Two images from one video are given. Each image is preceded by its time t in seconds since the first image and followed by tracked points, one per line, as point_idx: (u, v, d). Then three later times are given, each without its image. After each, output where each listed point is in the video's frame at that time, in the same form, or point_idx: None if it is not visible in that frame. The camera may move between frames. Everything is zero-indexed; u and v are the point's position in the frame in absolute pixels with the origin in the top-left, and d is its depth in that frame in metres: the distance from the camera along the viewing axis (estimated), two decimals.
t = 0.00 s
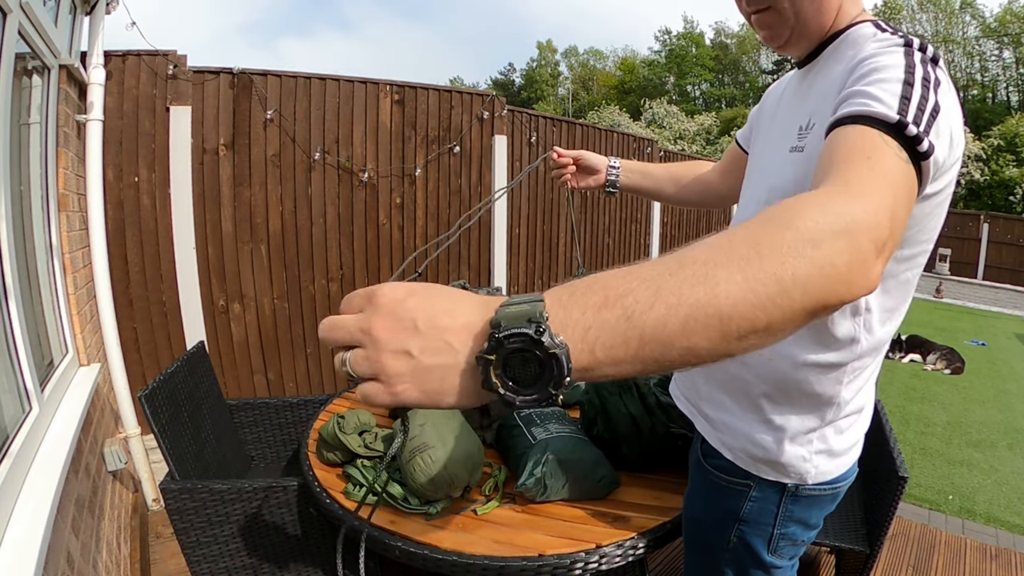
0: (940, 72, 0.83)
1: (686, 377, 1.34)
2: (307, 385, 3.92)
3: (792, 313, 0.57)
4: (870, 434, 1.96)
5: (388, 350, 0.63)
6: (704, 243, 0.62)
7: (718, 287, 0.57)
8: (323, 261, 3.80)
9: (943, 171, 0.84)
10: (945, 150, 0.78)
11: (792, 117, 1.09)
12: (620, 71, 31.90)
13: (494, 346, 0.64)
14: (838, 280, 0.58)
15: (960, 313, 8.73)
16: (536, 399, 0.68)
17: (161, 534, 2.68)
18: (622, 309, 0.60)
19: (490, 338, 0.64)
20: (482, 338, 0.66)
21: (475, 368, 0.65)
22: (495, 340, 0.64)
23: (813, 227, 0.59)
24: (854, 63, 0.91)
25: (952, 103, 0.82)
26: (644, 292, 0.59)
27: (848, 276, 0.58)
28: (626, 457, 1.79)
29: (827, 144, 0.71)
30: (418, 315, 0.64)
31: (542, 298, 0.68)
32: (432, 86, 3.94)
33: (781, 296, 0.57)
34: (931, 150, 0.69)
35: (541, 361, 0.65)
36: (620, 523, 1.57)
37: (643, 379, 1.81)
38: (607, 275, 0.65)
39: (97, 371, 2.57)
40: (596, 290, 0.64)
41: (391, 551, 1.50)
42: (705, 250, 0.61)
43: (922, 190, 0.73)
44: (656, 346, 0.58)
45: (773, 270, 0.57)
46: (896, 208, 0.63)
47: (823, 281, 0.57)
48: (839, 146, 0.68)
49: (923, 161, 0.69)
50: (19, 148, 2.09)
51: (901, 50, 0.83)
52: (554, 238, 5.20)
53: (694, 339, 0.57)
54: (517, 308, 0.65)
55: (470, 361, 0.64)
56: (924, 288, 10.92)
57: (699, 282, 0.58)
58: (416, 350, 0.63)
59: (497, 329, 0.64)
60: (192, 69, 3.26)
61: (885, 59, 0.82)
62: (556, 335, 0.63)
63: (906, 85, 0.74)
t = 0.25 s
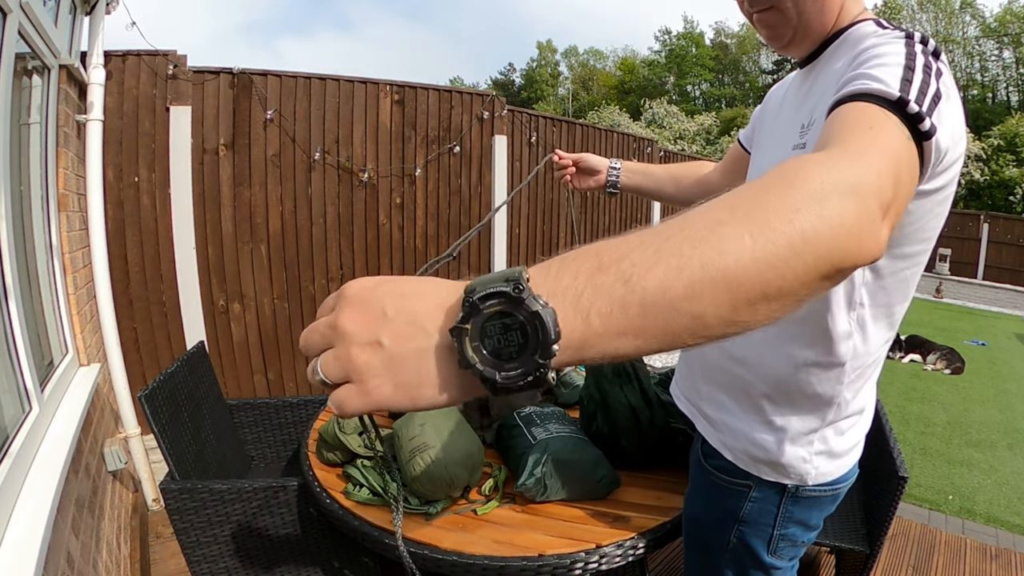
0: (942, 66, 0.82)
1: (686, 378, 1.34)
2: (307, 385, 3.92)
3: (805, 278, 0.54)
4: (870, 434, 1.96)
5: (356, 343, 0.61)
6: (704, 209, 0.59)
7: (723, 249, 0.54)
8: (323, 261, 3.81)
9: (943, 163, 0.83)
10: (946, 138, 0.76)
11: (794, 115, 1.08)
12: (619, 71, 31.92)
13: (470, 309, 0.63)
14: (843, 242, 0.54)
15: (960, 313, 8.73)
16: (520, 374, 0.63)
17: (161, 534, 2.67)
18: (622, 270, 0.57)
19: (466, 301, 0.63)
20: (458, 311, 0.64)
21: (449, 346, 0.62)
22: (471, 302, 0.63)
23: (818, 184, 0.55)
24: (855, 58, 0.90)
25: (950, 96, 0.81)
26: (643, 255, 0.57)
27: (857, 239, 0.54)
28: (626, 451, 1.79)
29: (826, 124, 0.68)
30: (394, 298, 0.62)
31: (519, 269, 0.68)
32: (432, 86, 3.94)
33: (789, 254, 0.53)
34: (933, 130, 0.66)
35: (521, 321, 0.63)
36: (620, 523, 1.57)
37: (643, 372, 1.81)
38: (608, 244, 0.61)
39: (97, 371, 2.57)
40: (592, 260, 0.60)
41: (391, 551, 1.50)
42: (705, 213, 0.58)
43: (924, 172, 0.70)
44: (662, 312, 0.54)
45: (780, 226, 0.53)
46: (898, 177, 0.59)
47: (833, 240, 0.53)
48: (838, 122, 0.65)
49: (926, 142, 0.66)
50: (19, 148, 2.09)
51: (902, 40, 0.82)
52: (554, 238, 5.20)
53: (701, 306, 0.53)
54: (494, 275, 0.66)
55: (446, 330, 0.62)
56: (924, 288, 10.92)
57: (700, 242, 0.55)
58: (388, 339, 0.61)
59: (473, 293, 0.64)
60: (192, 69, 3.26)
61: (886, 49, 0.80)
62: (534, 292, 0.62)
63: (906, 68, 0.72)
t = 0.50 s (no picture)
0: (946, 62, 0.81)
1: (687, 379, 1.34)
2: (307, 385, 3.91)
3: (830, 272, 0.53)
4: (870, 434, 1.96)
5: (362, 396, 0.57)
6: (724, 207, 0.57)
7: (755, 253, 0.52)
8: (322, 261, 3.81)
9: (946, 160, 0.83)
10: (950, 133, 0.76)
11: (796, 116, 1.08)
12: (619, 70, 31.93)
13: (491, 341, 0.59)
14: (867, 235, 0.54)
15: (960, 313, 8.73)
16: (554, 410, 0.60)
17: (162, 534, 2.67)
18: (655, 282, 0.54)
19: (485, 334, 0.59)
20: (473, 344, 0.60)
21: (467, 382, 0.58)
22: (491, 334, 0.59)
23: (839, 175, 0.55)
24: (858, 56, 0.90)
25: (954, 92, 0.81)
26: (672, 263, 0.54)
27: (878, 232, 0.54)
28: (630, 451, 1.79)
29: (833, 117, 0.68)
30: (394, 336, 0.58)
31: (534, 287, 0.63)
32: (432, 86, 3.95)
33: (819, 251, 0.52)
34: (940, 122, 0.66)
35: (550, 350, 0.59)
36: (620, 523, 1.57)
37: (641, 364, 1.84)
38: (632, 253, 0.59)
39: (97, 371, 2.57)
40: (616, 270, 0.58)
41: (391, 551, 1.50)
42: (728, 213, 0.56)
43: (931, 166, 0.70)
44: (703, 327, 0.52)
45: (809, 220, 0.53)
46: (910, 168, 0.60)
47: (859, 233, 0.53)
48: (845, 115, 0.65)
49: (934, 135, 0.66)
50: (19, 148, 2.09)
51: (905, 37, 0.82)
52: (554, 238, 5.21)
53: (738, 314, 0.52)
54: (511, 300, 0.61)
55: (467, 369, 0.58)
56: (924, 288, 10.91)
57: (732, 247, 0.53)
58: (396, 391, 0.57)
59: (492, 324, 0.59)
60: (192, 69, 3.26)
61: (889, 44, 0.80)
62: (562, 318, 0.58)
63: (911, 63, 0.72)
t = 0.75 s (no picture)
0: (949, 60, 0.81)
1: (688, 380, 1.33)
2: (307, 385, 3.91)
3: (849, 271, 0.52)
4: (870, 434, 1.96)
5: (378, 440, 0.56)
6: (740, 211, 0.56)
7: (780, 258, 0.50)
8: (322, 261, 3.81)
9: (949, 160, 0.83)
10: (954, 132, 0.76)
11: (798, 117, 1.08)
12: (619, 70, 31.95)
13: (518, 368, 0.56)
14: (886, 236, 0.53)
15: (960, 313, 8.73)
16: (591, 435, 0.59)
17: (162, 534, 2.67)
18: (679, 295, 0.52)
19: (511, 360, 0.56)
20: (498, 369, 0.58)
21: (483, 400, 0.56)
22: (518, 360, 0.56)
23: (853, 174, 0.54)
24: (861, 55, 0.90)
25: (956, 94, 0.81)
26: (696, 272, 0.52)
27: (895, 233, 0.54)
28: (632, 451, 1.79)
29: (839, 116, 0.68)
30: (405, 368, 0.57)
31: (557, 302, 0.60)
32: (432, 86, 3.95)
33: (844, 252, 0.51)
34: (946, 121, 0.66)
35: (582, 372, 0.57)
36: (620, 523, 1.57)
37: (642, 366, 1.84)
38: (651, 264, 0.56)
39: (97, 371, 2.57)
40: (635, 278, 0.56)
41: (391, 551, 1.49)
42: (749, 216, 0.54)
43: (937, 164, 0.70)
44: (731, 338, 0.50)
45: (831, 220, 0.52)
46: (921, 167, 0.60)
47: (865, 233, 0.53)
48: (852, 114, 0.65)
49: (940, 133, 0.66)
50: (19, 148, 2.09)
51: (908, 36, 0.82)
52: (554, 238, 5.21)
53: (753, 318, 0.51)
54: (535, 321, 0.58)
55: (494, 399, 0.55)
56: (924, 288, 10.91)
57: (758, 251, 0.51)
58: (414, 427, 0.55)
59: (518, 350, 0.56)
60: (192, 69, 3.26)
61: (893, 44, 0.80)
62: (593, 339, 0.55)
63: (915, 61, 0.72)
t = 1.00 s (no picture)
0: (949, 58, 0.80)
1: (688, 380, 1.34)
2: (307, 385, 3.91)
3: (871, 274, 0.51)
4: (871, 434, 1.96)
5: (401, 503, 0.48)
6: (761, 207, 0.55)
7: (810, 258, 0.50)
8: (322, 261, 3.81)
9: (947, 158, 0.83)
10: (954, 128, 0.76)
11: (798, 116, 1.08)
12: (619, 70, 31.96)
13: (568, 414, 0.50)
14: (905, 232, 0.53)
15: (960, 313, 8.72)
16: (648, 474, 0.55)
17: (162, 534, 2.67)
18: (718, 307, 0.49)
19: (559, 407, 0.50)
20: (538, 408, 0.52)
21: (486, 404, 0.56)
22: (568, 407, 0.50)
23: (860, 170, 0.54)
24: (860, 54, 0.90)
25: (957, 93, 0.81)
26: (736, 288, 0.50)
27: (914, 227, 0.54)
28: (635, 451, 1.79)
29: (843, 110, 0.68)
30: (417, 415, 0.50)
31: (597, 331, 0.54)
32: (432, 86, 3.95)
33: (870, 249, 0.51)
34: (949, 114, 0.66)
35: (636, 410, 0.52)
36: (620, 523, 1.58)
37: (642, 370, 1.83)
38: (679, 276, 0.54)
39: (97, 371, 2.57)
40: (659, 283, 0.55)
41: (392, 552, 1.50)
42: (770, 217, 0.53)
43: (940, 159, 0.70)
44: (748, 337, 0.49)
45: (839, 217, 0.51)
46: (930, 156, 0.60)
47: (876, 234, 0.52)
48: (856, 106, 0.65)
49: (944, 127, 0.66)
50: (19, 148, 2.09)
51: (907, 34, 0.82)
52: (554, 238, 5.20)
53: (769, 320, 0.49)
54: (581, 357, 0.52)
55: (540, 448, 0.50)
56: (924, 288, 10.91)
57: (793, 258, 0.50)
58: (444, 486, 0.48)
59: (567, 392, 0.51)
60: (192, 69, 3.25)
61: (894, 40, 0.80)
62: (652, 376, 0.50)
63: (917, 57, 0.72)
